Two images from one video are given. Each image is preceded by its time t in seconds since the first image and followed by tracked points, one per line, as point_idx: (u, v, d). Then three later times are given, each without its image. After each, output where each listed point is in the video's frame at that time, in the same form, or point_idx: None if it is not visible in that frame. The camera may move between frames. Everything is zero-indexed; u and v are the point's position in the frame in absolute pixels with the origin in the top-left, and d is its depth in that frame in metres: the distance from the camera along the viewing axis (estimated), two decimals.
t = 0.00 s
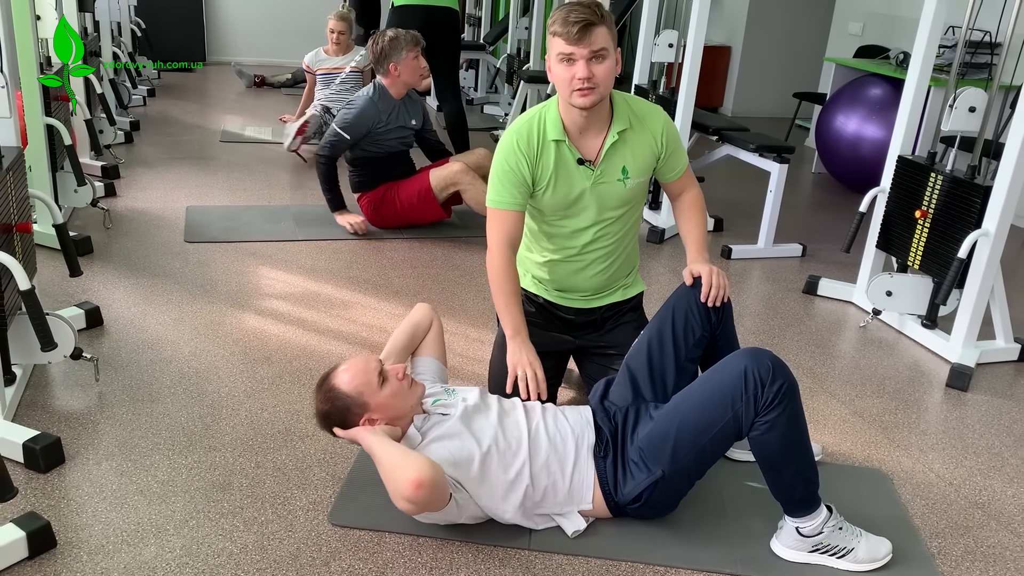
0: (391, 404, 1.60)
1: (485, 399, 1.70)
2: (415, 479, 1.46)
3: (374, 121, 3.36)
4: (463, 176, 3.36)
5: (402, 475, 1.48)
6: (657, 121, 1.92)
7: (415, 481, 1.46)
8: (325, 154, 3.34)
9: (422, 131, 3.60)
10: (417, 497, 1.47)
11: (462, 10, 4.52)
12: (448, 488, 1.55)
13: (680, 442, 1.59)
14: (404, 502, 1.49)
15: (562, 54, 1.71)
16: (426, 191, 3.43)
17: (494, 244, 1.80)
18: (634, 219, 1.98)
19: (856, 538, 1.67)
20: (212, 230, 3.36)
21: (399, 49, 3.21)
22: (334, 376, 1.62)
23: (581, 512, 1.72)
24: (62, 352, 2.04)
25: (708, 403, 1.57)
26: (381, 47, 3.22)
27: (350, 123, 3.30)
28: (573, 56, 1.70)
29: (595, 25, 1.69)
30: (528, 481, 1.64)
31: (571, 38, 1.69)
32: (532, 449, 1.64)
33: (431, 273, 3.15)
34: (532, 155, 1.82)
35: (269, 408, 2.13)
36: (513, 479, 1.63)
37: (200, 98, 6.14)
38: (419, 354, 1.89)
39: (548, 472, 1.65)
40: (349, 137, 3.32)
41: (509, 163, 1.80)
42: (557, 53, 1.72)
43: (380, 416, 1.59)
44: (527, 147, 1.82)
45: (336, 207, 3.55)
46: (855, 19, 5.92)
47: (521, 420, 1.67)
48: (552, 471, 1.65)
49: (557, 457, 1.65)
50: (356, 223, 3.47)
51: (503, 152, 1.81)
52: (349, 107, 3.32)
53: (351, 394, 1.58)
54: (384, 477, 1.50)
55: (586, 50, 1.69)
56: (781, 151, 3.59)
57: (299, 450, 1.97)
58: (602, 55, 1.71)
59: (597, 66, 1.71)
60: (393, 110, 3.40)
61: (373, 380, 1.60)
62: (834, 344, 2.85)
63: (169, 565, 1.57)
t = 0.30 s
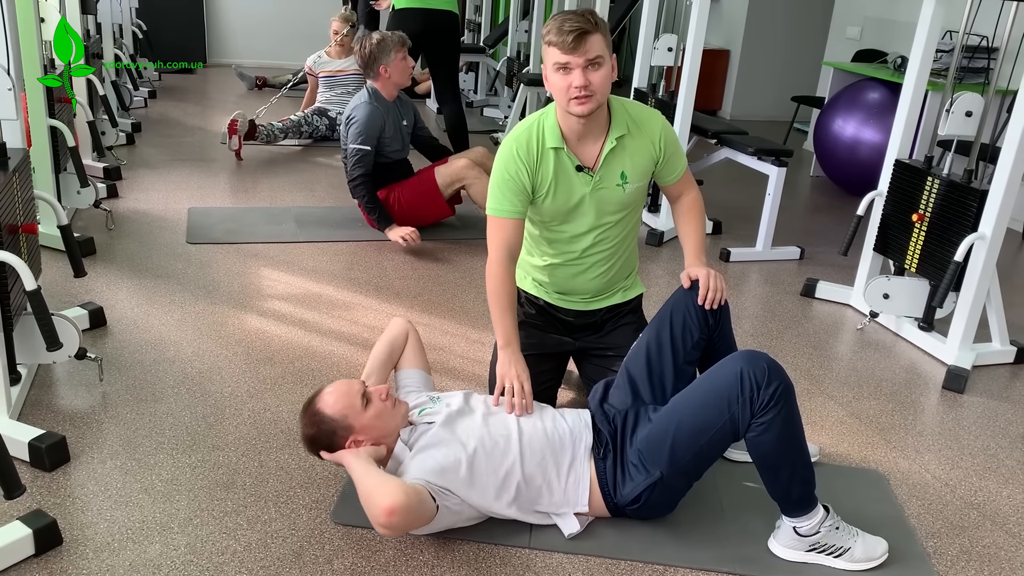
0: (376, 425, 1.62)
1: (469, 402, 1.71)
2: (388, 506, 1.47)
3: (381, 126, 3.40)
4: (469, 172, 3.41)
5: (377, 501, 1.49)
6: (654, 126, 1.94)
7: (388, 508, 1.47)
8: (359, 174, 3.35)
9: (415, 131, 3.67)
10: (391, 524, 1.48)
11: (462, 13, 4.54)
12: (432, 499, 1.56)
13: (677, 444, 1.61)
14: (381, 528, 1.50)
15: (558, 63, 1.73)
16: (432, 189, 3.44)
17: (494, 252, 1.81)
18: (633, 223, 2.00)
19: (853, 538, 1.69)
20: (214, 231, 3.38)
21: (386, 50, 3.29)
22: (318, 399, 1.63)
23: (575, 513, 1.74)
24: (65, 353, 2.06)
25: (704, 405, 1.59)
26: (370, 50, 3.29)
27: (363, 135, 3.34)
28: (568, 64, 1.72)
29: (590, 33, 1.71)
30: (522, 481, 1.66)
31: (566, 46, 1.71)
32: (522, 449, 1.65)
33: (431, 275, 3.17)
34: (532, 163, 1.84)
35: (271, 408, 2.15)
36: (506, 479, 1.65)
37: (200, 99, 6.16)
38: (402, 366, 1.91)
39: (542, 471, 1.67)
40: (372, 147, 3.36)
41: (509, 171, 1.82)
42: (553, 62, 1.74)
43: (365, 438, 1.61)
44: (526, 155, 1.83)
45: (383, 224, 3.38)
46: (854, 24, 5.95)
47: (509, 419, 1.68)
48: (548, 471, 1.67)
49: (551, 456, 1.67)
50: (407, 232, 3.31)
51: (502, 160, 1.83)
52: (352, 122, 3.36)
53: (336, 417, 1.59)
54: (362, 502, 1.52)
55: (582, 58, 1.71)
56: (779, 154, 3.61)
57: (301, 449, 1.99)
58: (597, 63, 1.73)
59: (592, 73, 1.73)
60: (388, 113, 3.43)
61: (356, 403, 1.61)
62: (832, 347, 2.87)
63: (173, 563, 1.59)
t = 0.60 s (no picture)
0: (365, 441, 1.65)
1: (461, 402, 1.72)
2: (363, 536, 1.48)
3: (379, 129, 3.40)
4: (480, 173, 3.50)
5: (354, 531, 1.50)
6: (652, 129, 1.96)
7: (363, 538, 1.48)
8: (366, 183, 3.37)
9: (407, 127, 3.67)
10: (369, 553, 1.49)
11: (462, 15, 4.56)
12: (421, 508, 1.58)
13: (677, 444, 1.62)
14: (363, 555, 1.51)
15: (548, 82, 1.72)
16: (440, 190, 3.49)
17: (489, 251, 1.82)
18: (631, 224, 2.02)
19: (851, 537, 1.71)
20: (216, 233, 3.39)
21: (382, 56, 3.27)
22: (307, 422, 1.68)
23: (572, 510, 1.75)
24: (69, 354, 2.07)
25: (704, 406, 1.61)
26: (365, 53, 3.27)
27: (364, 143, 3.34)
28: (558, 85, 1.71)
29: (579, 56, 1.67)
30: (517, 476, 1.67)
31: (555, 69, 1.69)
32: (516, 444, 1.66)
33: (432, 276, 3.19)
34: (529, 165, 1.85)
35: (274, 408, 2.17)
36: (503, 478, 1.67)
37: (201, 101, 6.18)
38: (393, 377, 1.93)
39: (537, 466, 1.68)
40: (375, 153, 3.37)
41: (507, 174, 1.84)
42: (544, 80, 1.73)
43: (356, 455, 1.65)
44: (523, 158, 1.85)
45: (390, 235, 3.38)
46: (852, 25, 5.97)
47: (503, 415, 1.70)
48: (545, 470, 1.69)
49: (545, 450, 1.68)
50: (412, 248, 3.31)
51: (501, 163, 1.85)
52: (352, 134, 3.36)
53: (323, 440, 1.63)
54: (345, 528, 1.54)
55: (571, 81, 1.70)
56: (777, 156, 3.62)
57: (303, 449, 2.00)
58: (586, 85, 1.71)
59: (582, 95, 1.72)
60: (383, 113, 3.44)
61: (344, 422, 1.65)
62: (830, 347, 2.89)
63: (178, 562, 1.61)
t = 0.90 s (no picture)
0: (360, 447, 1.68)
1: (459, 403, 1.73)
2: (354, 545, 1.48)
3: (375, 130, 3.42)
4: (478, 178, 3.48)
5: (346, 540, 1.51)
6: (651, 131, 1.97)
7: (354, 547, 1.48)
8: (363, 183, 3.38)
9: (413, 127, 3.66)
10: (360, 564, 1.49)
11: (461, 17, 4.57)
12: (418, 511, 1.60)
13: (676, 443, 1.63)
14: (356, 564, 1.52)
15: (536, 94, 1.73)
16: (438, 194, 3.50)
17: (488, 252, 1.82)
18: (630, 225, 2.03)
19: (849, 536, 1.72)
20: (215, 233, 3.40)
21: (380, 58, 3.26)
22: (305, 430, 1.71)
23: (569, 509, 1.75)
24: (70, 354, 2.08)
25: (702, 405, 1.62)
26: (364, 53, 3.28)
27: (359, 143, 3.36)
28: (542, 101, 1.72)
29: (562, 77, 1.66)
30: (515, 475, 1.68)
31: (539, 87, 1.69)
32: (513, 444, 1.67)
33: (432, 277, 3.20)
34: (529, 166, 1.86)
35: (274, 408, 2.17)
36: (502, 478, 1.67)
37: (200, 102, 6.18)
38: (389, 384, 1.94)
39: (535, 465, 1.69)
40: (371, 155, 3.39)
41: (506, 175, 1.84)
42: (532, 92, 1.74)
43: (353, 460, 1.68)
44: (523, 159, 1.86)
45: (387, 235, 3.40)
46: (850, 27, 5.98)
47: (501, 415, 1.70)
48: (544, 470, 1.70)
49: (542, 450, 1.69)
50: (409, 249, 3.32)
51: (500, 165, 1.86)
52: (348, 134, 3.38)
53: (320, 447, 1.66)
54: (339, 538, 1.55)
55: (554, 99, 1.70)
56: (775, 157, 3.64)
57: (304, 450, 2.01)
58: (569, 104, 1.70)
59: (567, 112, 1.71)
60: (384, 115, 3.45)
61: (339, 429, 1.68)
62: (828, 348, 2.90)
63: (179, 562, 1.61)
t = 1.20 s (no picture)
0: (376, 422, 1.66)
1: (472, 404, 1.73)
2: (386, 505, 1.49)
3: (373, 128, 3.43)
4: (473, 185, 3.50)
5: (374, 501, 1.51)
6: (647, 132, 1.98)
7: (386, 507, 1.49)
8: (364, 179, 3.40)
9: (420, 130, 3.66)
10: (389, 523, 1.50)
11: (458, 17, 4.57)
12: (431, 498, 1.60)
13: (672, 443, 1.64)
14: (379, 525, 1.52)
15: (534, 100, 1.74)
16: (432, 199, 3.50)
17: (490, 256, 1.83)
18: (628, 225, 2.04)
19: (844, 536, 1.73)
20: (212, 233, 3.40)
21: (381, 58, 3.29)
22: (318, 398, 1.67)
23: (574, 510, 1.77)
24: (67, 354, 2.08)
25: (699, 405, 1.62)
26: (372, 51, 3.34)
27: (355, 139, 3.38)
28: (540, 106, 1.73)
29: (560, 81, 1.67)
30: (520, 482, 1.69)
31: (537, 92, 1.70)
32: (522, 450, 1.68)
33: (429, 277, 3.20)
34: (527, 169, 1.87)
35: (271, 408, 2.18)
36: (503, 479, 1.68)
37: (196, 102, 6.18)
38: (402, 369, 1.93)
39: (541, 472, 1.70)
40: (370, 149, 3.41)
41: (505, 178, 1.85)
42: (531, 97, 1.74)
43: (366, 435, 1.64)
44: (522, 162, 1.86)
45: (384, 231, 3.42)
46: (845, 28, 6.01)
47: (506, 421, 1.71)
48: (545, 471, 1.70)
49: (545, 452, 1.70)
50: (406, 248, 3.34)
51: (499, 168, 1.86)
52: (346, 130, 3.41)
53: (336, 415, 1.63)
54: (362, 501, 1.54)
55: (552, 104, 1.70)
56: (771, 158, 3.65)
57: (301, 450, 2.01)
58: (568, 107, 1.71)
59: (565, 116, 1.72)
60: (388, 117, 3.47)
61: (356, 401, 1.65)
62: (824, 349, 2.91)
63: (177, 561, 1.62)
